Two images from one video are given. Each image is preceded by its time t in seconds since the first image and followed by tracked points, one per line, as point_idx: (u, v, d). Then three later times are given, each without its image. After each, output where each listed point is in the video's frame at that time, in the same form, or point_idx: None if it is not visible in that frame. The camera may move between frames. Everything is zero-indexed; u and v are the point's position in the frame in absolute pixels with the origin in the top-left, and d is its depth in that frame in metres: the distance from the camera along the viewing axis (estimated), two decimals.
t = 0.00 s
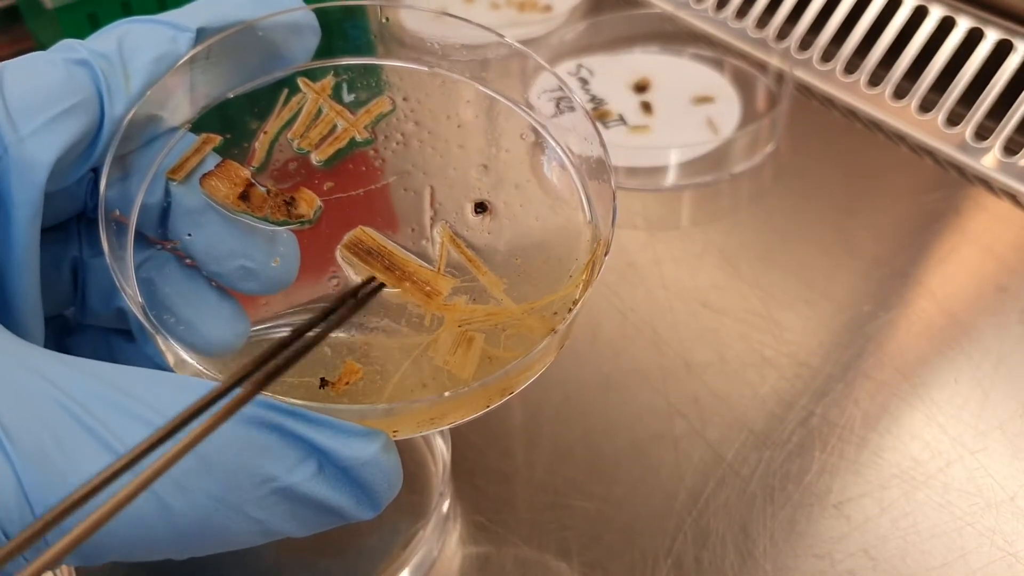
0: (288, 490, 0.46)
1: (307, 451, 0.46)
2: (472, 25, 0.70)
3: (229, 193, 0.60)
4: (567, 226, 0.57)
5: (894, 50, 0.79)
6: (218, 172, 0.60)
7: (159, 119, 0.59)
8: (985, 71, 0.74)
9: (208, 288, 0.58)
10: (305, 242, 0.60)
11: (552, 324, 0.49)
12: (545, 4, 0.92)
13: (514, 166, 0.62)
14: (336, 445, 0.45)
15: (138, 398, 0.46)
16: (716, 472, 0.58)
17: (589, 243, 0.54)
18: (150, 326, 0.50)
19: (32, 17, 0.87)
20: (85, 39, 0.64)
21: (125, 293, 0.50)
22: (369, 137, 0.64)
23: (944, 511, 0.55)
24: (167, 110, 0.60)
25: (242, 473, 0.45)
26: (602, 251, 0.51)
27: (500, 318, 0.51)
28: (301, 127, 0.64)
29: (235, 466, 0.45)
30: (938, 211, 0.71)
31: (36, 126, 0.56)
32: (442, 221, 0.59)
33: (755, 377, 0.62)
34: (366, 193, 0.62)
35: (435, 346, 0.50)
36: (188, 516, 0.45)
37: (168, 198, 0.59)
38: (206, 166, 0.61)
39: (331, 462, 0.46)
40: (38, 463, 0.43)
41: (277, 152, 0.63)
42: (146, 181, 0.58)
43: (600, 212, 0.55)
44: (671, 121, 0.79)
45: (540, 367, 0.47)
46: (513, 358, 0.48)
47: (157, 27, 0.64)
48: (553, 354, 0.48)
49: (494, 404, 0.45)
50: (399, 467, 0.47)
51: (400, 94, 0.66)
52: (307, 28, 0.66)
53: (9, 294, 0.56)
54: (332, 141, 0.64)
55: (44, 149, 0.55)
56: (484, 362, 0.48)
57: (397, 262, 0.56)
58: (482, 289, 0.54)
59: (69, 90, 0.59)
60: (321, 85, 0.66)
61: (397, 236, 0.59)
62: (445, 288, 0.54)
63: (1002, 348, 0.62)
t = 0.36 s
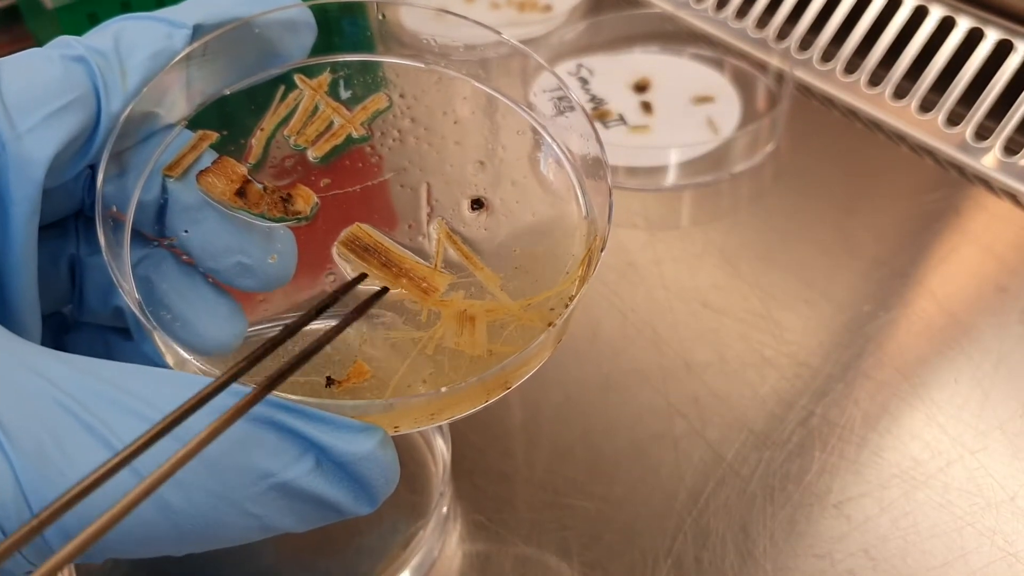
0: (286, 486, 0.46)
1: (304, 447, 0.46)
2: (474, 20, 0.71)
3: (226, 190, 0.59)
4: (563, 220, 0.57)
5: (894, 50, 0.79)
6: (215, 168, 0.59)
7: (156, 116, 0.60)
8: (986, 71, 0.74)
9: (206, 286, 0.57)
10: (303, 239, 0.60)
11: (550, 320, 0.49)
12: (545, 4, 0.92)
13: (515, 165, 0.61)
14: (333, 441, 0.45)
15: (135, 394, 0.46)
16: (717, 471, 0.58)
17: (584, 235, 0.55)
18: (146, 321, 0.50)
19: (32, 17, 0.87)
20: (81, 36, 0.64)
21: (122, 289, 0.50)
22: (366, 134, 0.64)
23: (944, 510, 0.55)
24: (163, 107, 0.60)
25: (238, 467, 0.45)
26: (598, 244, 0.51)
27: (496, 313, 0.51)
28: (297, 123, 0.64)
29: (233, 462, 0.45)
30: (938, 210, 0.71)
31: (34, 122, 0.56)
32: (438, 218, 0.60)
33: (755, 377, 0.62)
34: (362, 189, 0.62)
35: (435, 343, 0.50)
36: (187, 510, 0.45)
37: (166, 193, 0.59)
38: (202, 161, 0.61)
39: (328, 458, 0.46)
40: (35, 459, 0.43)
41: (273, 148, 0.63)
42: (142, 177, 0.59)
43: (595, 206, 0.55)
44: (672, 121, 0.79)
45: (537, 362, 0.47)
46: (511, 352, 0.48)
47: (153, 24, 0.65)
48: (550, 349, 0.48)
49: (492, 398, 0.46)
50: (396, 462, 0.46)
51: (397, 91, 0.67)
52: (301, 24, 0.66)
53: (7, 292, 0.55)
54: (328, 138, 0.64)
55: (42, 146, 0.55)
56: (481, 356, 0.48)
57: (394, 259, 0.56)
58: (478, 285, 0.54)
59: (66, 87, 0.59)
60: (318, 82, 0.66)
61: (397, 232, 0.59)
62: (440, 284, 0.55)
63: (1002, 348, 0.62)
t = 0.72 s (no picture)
0: (283, 479, 0.46)
1: (301, 442, 0.46)
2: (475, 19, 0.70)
3: (223, 185, 0.59)
4: (559, 216, 0.57)
5: (894, 49, 0.79)
6: (211, 165, 0.59)
7: (153, 113, 0.60)
8: (986, 70, 0.74)
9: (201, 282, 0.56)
10: (299, 234, 0.60)
11: (546, 313, 0.49)
12: (545, 3, 0.92)
13: (514, 162, 0.61)
14: (329, 434, 0.44)
15: (128, 388, 0.46)
16: (717, 471, 0.58)
17: (581, 232, 0.55)
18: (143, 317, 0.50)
19: (32, 16, 0.87)
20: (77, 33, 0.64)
21: (119, 285, 0.50)
22: (363, 130, 0.64)
23: (944, 509, 0.55)
24: (160, 104, 0.60)
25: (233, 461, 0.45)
26: (595, 238, 0.51)
27: (492, 307, 0.51)
28: (294, 120, 0.64)
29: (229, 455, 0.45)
30: (938, 210, 0.71)
31: (30, 119, 0.56)
32: (435, 213, 0.60)
33: (755, 376, 0.62)
34: (360, 184, 0.62)
35: (430, 337, 0.50)
36: (184, 506, 0.45)
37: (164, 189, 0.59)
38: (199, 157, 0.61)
39: (325, 451, 0.46)
40: (30, 453, 0.44)
41: (270, 145, 0.63)
42: (140, 173, 0.59)
43: (593, 203, 0.55)
44: (672, 122, 0.79)
45: (534, 356, 0.47)
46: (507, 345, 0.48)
47: (150, 21, 0.64)
48: (547, 342, 0.48)
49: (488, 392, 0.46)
50: (393, 456, 0.47)
51: (394, 88, 0.66)
52: (297, 20, 0.67)
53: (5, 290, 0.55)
54: (325, 134, 0.64)
55: (37, 143, 0.55)
56: (477, 349, 0.48)
57: (390, 253, 0.56)
58: (475, 280, 0.54)
59: (62, 84, 0.58)
60: (315, 79, 0.65)
61: (394, 229, 0.59)
62: (436, 278, 0.55)
63: (1002, 347, 0.62)
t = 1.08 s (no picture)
0: (280, 478, 0.46)
1: (299, 440, 0.46)
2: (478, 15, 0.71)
3: (220, 182, 0.59)
4: (559, 213, 0.57)
5: (894, 48, 0.79)
6: (209, 161, 0.60)
7: (151, 109, 0.60)
8: (986, 69, 0.75)
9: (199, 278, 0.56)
10: (297, 233, 0.60)
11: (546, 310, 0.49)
12: (545, 3, 0.92)
13: (513, 160, 0.61)
14: (328, 434, 0.45)
15: (126, 385, 0.46)
16: (717, 470, 0.58)
17: (581, 228, 0.55)
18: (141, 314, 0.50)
19: (31, 16, 0.87)
20: (74, 30, 0.64)
21: (116, 284, 0.50)
22: (361, 126, 0.64)
23: (944, 508, 0.55)
24: (158, 100, 0.60)
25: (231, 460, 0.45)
26: (595, 236, 0.51)
27: (492, 304, 0.51)
28: (293, 116, 0.64)
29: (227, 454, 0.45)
30: (939, 209, 0.71)
31: (26, 116, 0.56)
32: (434, 210, 0.60)
33: (755, 376, 0.62)
34: (358, 180, 0.62)
35: (428, 335, 0.50)
36: (181, 504, 0.45)
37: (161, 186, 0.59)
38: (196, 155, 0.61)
39: (323, 450, 0.46)
40: (26, 451, 0.44)
41: (269, 140, 0.63)
42: (137, 171, 0.59)
43: (593, 200, 0.55)
44: (672, 122, 0.79)
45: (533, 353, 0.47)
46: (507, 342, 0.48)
47: (147, 17, 0.65)
48: (547, 339, 0.48)
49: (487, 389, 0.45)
50: (392, 454, 0.47)
51: (392, 83, 0.66)
52: (296, 16, 0.67)
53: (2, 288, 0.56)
54: (323, 130, 0.64)
55: (34, 141, 0.55)
56: (477, 346, 0.48)
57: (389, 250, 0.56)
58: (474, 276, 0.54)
59: (58, 81, 0.58)
60: (312, 74, 0.65)
61: (393, 226, 0.59)
62: (435, 275, 0.55)
63: (1002, 346, 0.62)
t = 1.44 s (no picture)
0: (279, 476, 0.46)
1: (298, 437, 0.46)
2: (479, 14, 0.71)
3: (219, 181, 0.59)
4: (559, 211, 0.57)
5: (894, 48, 0.79)
6: (207, 160, 0.59)
7: (148, 108, 0.60)
8: (986, 69, 0.75)
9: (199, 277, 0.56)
10: (296, 229, 0.59)
11: (545, 307, 0.49)
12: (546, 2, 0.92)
13: (513, 159, 0.61)
14: (325, 430, 0.44)
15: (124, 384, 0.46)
16: (717, 469, 0.58)
17: (581, 226, 0.54)
18: (139, 314, 0.50)
19: (31, 15, 0.87)
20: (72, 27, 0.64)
21: (115, 283, 0.50)
22: (361, 123, 0.64)
23: (944, 508, 0.55)
24: (156, 99, 0.60)
25: (231, 458, 0.45)
26: (595, 232, 0.51)
27: (491, 302, 0.51)
28: (290, 113, 0.64)
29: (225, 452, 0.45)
30: (939, 208, 0.71)
31: (24, 115, 0.56)
32: (433, 207, 0.59)
33: (756, 375, 0.62)
34: (357, 178, 0.62)
35: (428, 332, 0.50)
36: (179, 502, 0.45)
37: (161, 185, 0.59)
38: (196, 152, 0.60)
39: (322, 447, 0.46)
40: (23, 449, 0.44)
41: (267, 138, 0.63)
42: (136, 169, 0.59)
43: (592, 198, 0.55)
44: (672, 120, 0.79)
45: (532, 350, 0.47)
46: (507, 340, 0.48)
47: (145, 16, 0.64)
48: (547, 336, 0.48)
49: (486, 387, 0.45)
50: (390, 450, 0.47)
51: (391, 81, 0.66)
52: (295, 14, 0.67)
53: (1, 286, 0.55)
54: (322, 127, 0.64)
55: (32, 139, 0.55)
56: (476, 344, 0.48)
57: (388, 249, 0.56)
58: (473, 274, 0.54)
59: (56, 80, 0.58)
60: (311, 72, 0.66)
61: (392, 224, 0.59)
62: (434, 273, 0.54)
63: (1002, 345, 0.62)
